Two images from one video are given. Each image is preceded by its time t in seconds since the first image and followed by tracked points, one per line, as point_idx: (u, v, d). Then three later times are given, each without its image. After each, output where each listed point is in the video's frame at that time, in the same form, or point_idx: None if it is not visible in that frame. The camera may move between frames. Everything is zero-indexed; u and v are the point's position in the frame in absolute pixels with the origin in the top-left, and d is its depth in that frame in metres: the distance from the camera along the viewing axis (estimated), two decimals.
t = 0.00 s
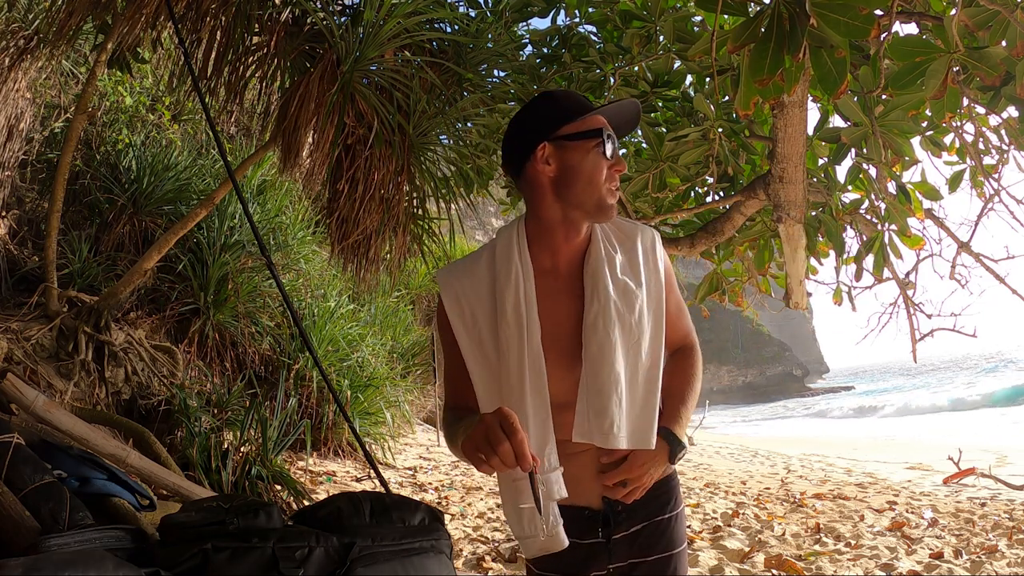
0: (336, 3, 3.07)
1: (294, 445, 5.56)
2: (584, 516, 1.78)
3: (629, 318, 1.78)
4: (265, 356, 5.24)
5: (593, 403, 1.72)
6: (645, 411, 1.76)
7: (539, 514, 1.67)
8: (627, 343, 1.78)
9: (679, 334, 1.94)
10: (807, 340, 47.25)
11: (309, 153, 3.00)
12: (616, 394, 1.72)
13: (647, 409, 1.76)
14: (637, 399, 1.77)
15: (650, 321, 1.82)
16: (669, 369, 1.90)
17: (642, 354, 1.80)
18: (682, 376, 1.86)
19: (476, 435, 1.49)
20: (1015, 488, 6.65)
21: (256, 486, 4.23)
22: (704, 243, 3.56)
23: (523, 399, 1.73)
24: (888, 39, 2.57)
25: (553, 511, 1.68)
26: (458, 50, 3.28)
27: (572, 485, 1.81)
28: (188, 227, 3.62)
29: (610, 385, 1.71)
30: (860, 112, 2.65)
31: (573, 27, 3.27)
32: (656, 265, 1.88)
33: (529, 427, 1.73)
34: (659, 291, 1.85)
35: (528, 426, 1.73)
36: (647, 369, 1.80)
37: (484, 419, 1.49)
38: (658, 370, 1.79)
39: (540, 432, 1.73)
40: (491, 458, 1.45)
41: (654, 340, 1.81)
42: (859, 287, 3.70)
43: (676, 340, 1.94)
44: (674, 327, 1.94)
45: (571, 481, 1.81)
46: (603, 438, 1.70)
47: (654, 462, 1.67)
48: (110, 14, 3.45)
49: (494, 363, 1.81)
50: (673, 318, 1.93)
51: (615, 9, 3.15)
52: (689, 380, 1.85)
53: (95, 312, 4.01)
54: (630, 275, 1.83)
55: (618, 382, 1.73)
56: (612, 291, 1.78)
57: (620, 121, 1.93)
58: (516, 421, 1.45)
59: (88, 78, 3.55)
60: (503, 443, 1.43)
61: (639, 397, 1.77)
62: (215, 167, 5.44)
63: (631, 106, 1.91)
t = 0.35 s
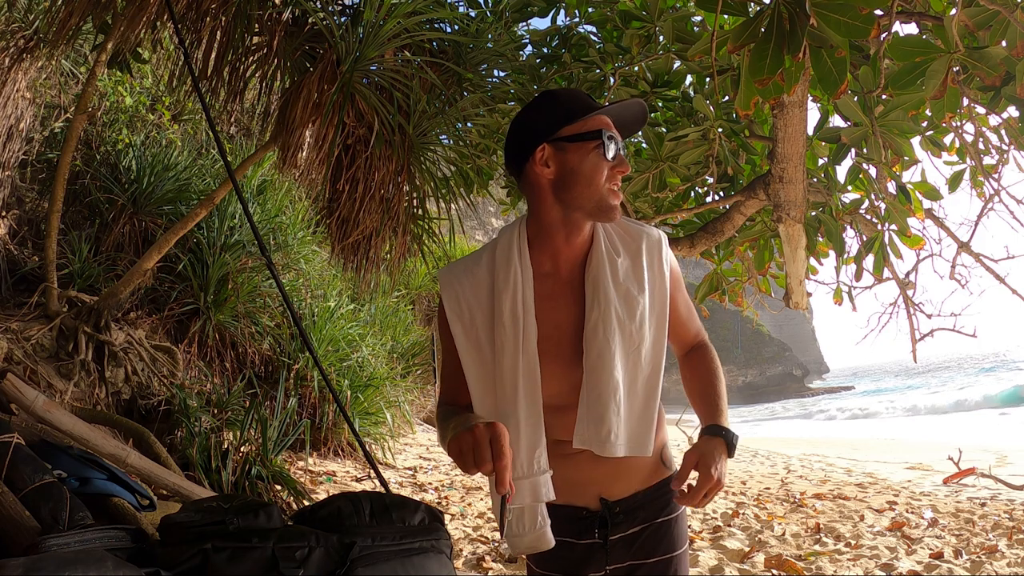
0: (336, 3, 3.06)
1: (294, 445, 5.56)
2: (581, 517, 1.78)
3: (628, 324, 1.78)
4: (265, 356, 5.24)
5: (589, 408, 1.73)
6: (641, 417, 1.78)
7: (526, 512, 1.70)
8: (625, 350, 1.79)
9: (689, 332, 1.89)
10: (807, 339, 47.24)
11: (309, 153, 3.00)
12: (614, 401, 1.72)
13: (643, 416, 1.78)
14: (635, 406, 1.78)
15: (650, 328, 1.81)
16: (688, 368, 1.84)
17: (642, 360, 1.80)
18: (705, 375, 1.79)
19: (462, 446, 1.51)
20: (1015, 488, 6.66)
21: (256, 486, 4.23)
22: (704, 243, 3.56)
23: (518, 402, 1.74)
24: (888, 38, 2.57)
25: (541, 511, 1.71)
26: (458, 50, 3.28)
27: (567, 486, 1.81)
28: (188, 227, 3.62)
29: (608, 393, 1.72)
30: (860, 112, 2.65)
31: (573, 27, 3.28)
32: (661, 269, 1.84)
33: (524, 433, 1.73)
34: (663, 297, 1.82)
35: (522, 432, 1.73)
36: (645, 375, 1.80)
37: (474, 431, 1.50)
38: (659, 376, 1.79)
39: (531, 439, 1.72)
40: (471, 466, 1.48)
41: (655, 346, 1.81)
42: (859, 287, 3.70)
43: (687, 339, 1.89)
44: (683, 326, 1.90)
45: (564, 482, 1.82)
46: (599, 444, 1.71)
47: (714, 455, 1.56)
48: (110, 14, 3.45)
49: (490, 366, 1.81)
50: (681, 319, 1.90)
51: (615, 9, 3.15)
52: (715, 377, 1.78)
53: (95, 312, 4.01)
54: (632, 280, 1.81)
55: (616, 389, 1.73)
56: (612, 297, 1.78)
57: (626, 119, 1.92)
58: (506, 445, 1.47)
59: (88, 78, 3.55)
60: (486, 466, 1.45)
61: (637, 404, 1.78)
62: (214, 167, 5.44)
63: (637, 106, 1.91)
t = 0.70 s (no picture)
0: (336, 3, 3.06)
1: (294, 445, 5.56)
2: (574, 515, 1.78)
3: (622, 328, 1.76)
4: (265, 356, 5.24)
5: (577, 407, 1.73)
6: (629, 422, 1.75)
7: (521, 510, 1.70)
8: (617, 352, 1.76)
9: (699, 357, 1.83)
10: (807, 339, 47.23)
11: (309, 153, 3.00)
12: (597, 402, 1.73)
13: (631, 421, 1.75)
14: (622, 410, 1.76)
15: (647, 335, 1.77)
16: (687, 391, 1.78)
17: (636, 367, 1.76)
18: (699, 407, 1.71)
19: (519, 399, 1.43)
20: (1015, 487, 6.66)
21: (256, 486, 4.22)
22: (704, 243, 3.56)
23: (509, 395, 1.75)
24: (888, 38, 2.58)
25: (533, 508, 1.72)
26: (458, 49, 3.28)
27: (563, 484, 1.81)
28: (188, 227, 3.62)
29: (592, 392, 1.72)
30: (860, 112, 2.65)
31: (573, 27, 3.28)
32: (665, 278, 1.78)
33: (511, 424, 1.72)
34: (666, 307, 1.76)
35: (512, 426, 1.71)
36: (637, 381, 1.77)
37: (536, 380, 1.42)
38: (650, 386, 1.75)
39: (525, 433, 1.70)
40: (535, 417, 1.41)
41: (651, 354, 1.77)
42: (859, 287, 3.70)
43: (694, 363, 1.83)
44: (689, 347, 1.84)
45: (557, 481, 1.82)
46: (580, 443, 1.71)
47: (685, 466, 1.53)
48: (110, 14, 3.45)
49: (488, 358, 1.81)
50: (686, 339, 1.84)
51: (615, 9, 3.15)
52: (712, 414, 1.70)
53: (95, 312, 4.01)
54: (632, 284, 1.78)
55: (602, 390, 1.73)
56: (608, 299, 1.78)
57: (639, 125, 1.89)
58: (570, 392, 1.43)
59: (88, 78, 3.55)
60: (556, 413, 1.39)
61: (625, 407, 1.76)
62: (214, 167, 5.44)
63: (648, 113, 1.88)
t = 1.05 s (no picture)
0: (336, 3, 3.06)
1: (294, 446, 5.56)
2: (571, 514, 1.79)
3: (621, 329, 1.75)
4: (265, 356, 5.24)
5: (575, 408, 1.72)
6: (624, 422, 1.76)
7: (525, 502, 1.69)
8: (615, 353, 1.75)
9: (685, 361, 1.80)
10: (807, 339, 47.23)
11: (309, 153, 2.99)
12: (596, 400, 1.72)
13: (626, 421, 1.76)
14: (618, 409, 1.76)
15: (645, 336, 1.76)
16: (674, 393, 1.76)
17: (632, 368, 1.75)
18: (673, 413, 1.68)
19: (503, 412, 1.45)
20: (1015, 487, 6.66)
21: (256, 486, 4.22)
22: (704, 243, 3.56)
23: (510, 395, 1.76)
24: (888, 38, 2.58)
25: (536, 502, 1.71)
26: (458, 50, 3.28)
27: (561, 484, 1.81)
28: (188, 227, 3.62)
29: (591, 393, 1.71)
30: (860, 112, 2.65)
31: (573, 27, 3.28)
32: (665, 280, 1.77)
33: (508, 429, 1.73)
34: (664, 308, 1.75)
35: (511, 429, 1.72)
36: (633, 382, 1.76)
37: (518, 391, 1.44)
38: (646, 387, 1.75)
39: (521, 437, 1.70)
40: (522, 427, 1.44)
41: (649, 355, 1.75)
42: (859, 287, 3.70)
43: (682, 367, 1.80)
44: (678, 350, 1.80)
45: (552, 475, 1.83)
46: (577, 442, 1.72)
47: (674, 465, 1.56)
48: (110, 14, 3.45)
49: (488, 364, 1.83)
50: (676, 342, 1.80)
51: (614, 10, 3.16)
52: (686, 423, 1.67)
53: (95, 312, 4.01)
54: (631, 286, 1.77)
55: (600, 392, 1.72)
56: (607, 300, 1.77)
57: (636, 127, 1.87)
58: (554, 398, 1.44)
59: (88, 78, 3.55)
60: (541, 425, 1.42)
61: (620, 407, 1.76)
62: (214, 167, 5.44)
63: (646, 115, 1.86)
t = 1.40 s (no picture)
0: (336, 3, 3.06)
1: (294, 446, 5.56)
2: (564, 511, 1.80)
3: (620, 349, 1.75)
4: (265, 356, 5.24)
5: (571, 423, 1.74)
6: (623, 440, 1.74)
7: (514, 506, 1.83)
8: (613, 371, 1.76)
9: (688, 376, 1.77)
10: (807, 339, 47.23)
11: (309, 153, 2.99)
12: (590, 417, 1.73)
13: (625, 439, 1.74)
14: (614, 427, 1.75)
15: (645, 358, 1.74)
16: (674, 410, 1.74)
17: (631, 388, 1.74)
18: (671, 430, 1.63)
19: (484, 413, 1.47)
20: (1015, 487, 6.66)
21: (256, 486, 4.22)
22: (704, 243, 3.56)
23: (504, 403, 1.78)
24: (888, 38, 2.58)
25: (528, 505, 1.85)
26: (458, 50, 3.28)
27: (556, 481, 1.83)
28: (188, 227, 3.61)
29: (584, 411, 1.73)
30: (860, 112, 2.65)
31: (573, 27, 3.28)
32: (668, 304, 1.74)
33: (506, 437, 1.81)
34: (668, 330, 1.72)
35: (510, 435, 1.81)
36: (634, 402, 1.74)
37: (497, 391, 1.46)
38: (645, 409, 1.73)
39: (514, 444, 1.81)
40: (503, 426, 1.46)
41: (649, 378, 1.73)
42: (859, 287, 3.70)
43: (685, 382, 1.76)
44: (683, 369, 1.77)
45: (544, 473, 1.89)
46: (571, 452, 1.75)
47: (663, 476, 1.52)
48: (110, 14, 3.45)
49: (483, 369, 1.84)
50: (682, 361, 1.77)
51: (615, 10, 3.16)
52: (684, 442, 1.61)
53: (95, 312, 4.01)
54: (633, 309, 1.77)
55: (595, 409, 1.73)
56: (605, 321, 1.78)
57: (592, 129, 1.68)
58: (533, 397, 1.44)
59: (88, 78, 3.55)
60: (519, 422, 1.43)
61: (620, 424, 1.75)
62: (214, 167, 5.44)
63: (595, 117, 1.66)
